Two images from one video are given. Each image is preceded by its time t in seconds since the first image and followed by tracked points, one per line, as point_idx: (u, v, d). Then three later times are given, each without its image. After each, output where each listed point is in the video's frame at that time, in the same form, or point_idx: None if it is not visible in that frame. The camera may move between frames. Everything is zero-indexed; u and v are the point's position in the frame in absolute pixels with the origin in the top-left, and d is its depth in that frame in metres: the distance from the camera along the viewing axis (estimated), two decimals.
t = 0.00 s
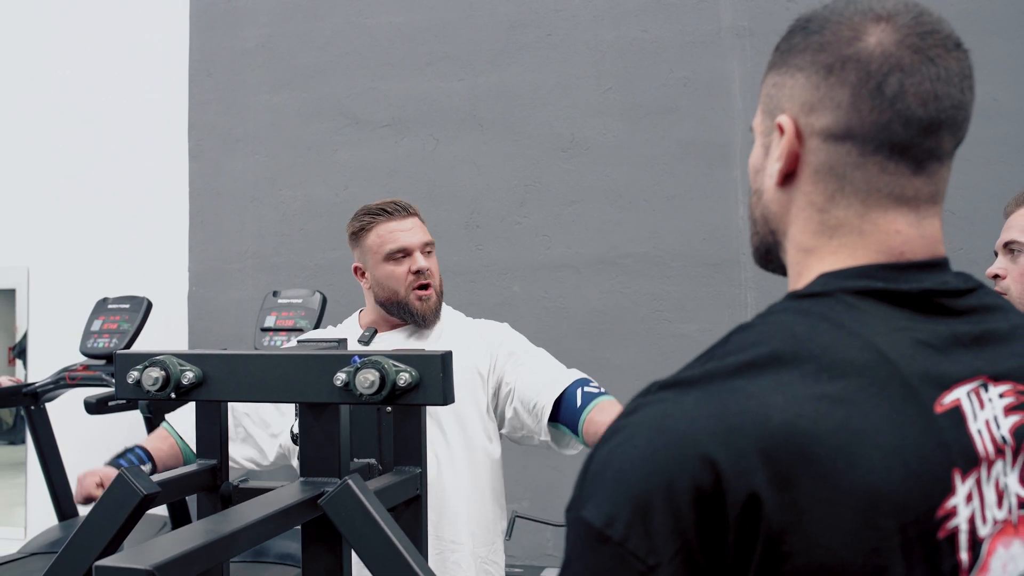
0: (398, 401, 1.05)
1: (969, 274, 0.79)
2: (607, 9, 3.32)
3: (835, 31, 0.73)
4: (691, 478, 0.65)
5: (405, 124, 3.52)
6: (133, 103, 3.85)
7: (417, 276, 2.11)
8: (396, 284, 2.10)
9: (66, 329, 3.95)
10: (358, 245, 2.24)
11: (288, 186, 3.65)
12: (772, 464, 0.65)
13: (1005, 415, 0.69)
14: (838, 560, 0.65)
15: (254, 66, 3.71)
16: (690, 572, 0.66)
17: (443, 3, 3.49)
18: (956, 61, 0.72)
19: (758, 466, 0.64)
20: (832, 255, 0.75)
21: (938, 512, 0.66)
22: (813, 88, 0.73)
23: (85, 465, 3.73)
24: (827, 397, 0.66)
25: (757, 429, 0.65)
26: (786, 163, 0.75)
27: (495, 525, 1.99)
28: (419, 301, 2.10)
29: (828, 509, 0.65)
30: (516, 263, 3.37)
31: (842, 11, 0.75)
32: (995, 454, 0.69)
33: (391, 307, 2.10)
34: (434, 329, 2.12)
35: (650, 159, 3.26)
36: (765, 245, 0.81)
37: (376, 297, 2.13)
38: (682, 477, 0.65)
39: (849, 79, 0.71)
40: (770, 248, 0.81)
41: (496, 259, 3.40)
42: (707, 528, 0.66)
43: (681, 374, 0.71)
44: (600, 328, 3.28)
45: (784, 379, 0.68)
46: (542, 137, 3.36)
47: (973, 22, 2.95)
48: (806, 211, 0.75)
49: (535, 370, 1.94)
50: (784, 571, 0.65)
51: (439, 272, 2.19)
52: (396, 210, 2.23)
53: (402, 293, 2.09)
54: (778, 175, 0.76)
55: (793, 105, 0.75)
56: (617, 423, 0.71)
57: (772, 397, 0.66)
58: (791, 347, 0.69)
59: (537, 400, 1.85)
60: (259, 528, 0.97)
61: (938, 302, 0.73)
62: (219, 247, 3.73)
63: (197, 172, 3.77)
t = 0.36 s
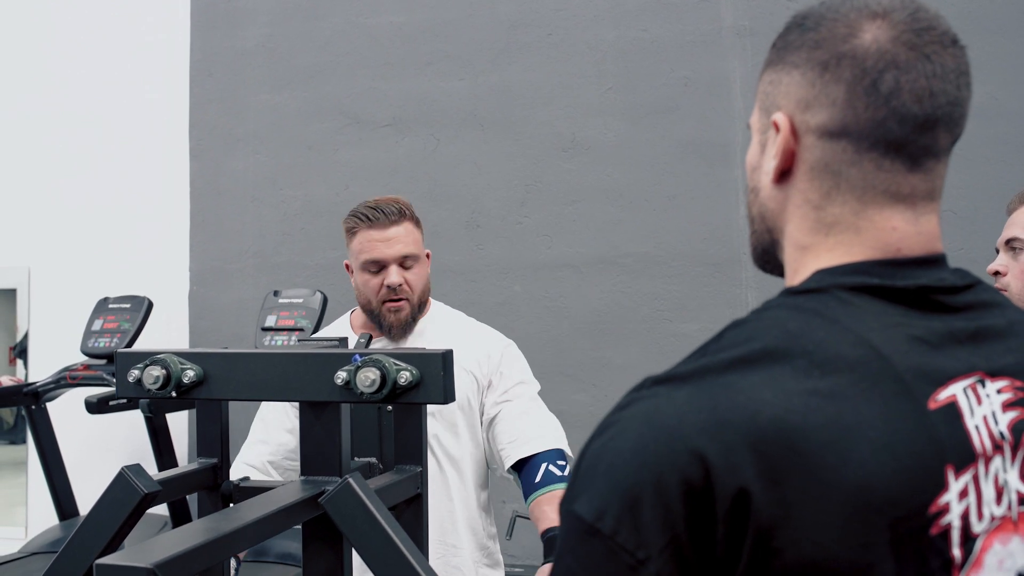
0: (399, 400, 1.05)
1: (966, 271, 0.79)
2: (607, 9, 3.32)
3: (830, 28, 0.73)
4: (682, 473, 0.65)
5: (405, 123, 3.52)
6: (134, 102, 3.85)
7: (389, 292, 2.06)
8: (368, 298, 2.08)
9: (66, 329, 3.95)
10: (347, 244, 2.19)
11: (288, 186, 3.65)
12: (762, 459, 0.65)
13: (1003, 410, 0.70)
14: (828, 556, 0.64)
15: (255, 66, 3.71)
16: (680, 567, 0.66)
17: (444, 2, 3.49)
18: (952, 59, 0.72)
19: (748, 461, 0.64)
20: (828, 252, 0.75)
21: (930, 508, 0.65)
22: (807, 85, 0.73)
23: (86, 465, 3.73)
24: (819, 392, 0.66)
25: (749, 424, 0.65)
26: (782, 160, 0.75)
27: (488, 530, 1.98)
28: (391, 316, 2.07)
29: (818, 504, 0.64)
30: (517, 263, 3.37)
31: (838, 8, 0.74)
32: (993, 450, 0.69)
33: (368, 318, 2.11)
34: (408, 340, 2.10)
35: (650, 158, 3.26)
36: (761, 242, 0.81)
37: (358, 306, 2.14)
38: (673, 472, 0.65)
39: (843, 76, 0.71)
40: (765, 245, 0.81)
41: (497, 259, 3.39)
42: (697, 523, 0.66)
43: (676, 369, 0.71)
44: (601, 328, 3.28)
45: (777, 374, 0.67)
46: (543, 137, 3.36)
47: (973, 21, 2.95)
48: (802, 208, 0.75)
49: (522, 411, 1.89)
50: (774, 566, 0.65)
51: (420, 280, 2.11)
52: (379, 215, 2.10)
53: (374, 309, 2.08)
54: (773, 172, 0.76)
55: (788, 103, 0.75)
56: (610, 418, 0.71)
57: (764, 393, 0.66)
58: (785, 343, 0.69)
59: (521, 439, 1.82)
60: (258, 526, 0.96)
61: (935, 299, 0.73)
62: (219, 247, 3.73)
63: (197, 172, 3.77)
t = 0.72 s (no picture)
0: (399, 400, 1.05)
1: (966, 268, 0.79)
2: (608, 9, 3.31)
3: (828, 30, 0.73)
4: (679, 467, 0.65)
5: (406, 123, 3.52)
6: (135, 103, 3.85)
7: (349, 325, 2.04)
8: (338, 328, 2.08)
9: (66, 329, 3.95)
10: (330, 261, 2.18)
11: (289, 186, 3.65)
12: (760, 453, 0.65)
13: (1003, 407, 0.70)
14: (825, 551, 0.65)
15: (255, 66, 3.71)
16: (676, 561, 0.67)
17: (444, 2, 3.49)
18: (950, 61, 0.72)
19: (747, 457, 0.65)
20: (825, 251, 0.75)
21: (929, 504, 0.66)
22: (804, 87, 0.73)
23: (87, 464, 3.74)
24: (818, 387, 0.67)
25: (747, 420, 0.65)
26: (777, 160, 0.75)
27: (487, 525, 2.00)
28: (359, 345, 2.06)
29: (816, 500, 0.65)
30: (518, 263, 3.37)
31: (836, 7, 0.74)
32: (992, 447, 0.69)
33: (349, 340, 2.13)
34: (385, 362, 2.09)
35: (650, 158, 3.26)
36: (755, 238, 0.81)
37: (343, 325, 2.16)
38: (670, 467, 0.65)
39: (841, 78, 0.71)
40: (759, 241, 0.81)
41: (497, 259, 3.39)
42: (694, 514, 0.66)
43: (673, 363, 0.71)
44: (601, 328, 3.28)
45: (776, 370, 0.68)
46: (543, 137, 3.36)
47: (974, 21, 2.95)
48: (798, 207, 0.75)
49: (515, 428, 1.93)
50: (772, 559, 0.65)
51: (380, 306, 2.03)
52: (331, 244, 2.03)
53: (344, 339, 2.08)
54: (769, 173, 0.76)
55: (784, 104, 0.75)
56: (608, 408, 0.71)
57: (762, 388, 0.66)
58: (783, 339, 0.69)
59: (517, 459, 1.89)
60: (259, 526, 0.97)
61: (935, 295, 0.73)
62: (219, 247, 3.73)
63: (197, 172, 3.77)
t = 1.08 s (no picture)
0: (396, 398, 1.05)
1: (959, 269, 0.79)
2: (607, 8, 3.31)
3: (815, 30, 0.73)
4: (680, 473, 0.65)
5: (406, 123, 3.52)
6: (134, 102, 3.85)
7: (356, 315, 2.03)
8: (339, 320, 2.07)
9: (66, 328, 3.95)
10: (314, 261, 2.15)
11: (289, 186, 3.65)
12: (763, 459, 0.65)
13: (997, 411, 0.70)
14: (828, 557, 0.65)
15: (255, 66, 3.71)
16: (678, 567, 0.66)
17: (445, 2, 3.49)
18: (938, 58, 0.72)
19: (749, 461, 0.64)
20: (819, 251, 0.75)
21: (929, 510, 0.66)
22: (793, 87, 0.73)
23: (87, 464, 3.74)
24: (820, 390, 0.67)
25: (748, 423, 0.65)
26: (767, 161, 0.75)
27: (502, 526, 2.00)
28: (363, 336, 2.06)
29: (819, 506, 0.65)
30: (518, 262, 3.37)
31: (823, 7, 0.74)
32: (986, 452, 0.69)
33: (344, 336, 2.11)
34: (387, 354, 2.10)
35: (650, 158, 3.26)
36: (745, 239, 0.81)
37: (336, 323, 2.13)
38: (671, 473, 0.65)
39: (830, 78, 0.71)
40: (750, 242, 0.81)
41: (497, 258, 3.39)
42: (696, 520, 0.66)
43: (672, 365, 0.70)
44: (602, 327, 3.28)
45: (776, 373, 0.67)
46: (543, 136, 3.36)
47: (973, 21, 2.95)
48: (789, 208, 0.75)
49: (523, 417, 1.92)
50: (776, 566, 0.65)
51: (387, 299, 2.05)
52: (337, 238, 2.04)
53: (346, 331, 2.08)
54: (759, 174, 0.76)
55: (773, 105, 0.75)
56: (605, 411, 0.71)
57: (763, 391, 0.66)
58: (782, 341, 0.69)
59: (525, 447, 1.86)
60: (256, 526, 0.96)
61: (930, 294, 0.74)
62: (219, 247, 3.73)
63: (197, 171, 3.77)
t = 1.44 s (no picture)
0: (396, 398, 1.05)
1: (946, 269, 0.78)
2: (607, 8, 3.31)
3: (813, 23, 0.73)
4: (660, 473, 0.64)
5: (406, 123, 3.52)
6: (135, 102, 3.85)
7: (356, 281, 2.04)
8: (334, 290, 2.04)
9: (66, 329, 3.95)
10: (302, 250, 2.20)
11: (289, 185, 3.65)
12: (743, 462, 0.64)
13: (975, 417, 0.71)
14: (806, 561, 0.64)
15: (255, 66, 3.71)
16: (652, 569, 0.65)
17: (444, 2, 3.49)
18: (935, 62, 0.72)
19: (728, 463, 0.64)
20: (802, 248, 0.75)
21: (907, 516, 0.66)
22: (786, 81, 0.73)
23: (88, 464, 3.74)
24: (801, 393, 0.66)
25: (729, 424, 0.64)
26: (755, 153, 0.75)
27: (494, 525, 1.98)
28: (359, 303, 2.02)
29: (799, 511, 0.64)
30: (518, 262, 3.37)
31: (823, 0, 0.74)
32: (966, 458, 0.70)
33: (331, 313, 2.03)
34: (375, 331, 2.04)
35: (649, 158, 3.26)
36: (731, 231, 0.81)
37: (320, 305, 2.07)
38: (650, 472, 0.64)
39: (823, 75, 0.71)
40: (735, 235, 0.81)
41: (498, 258, 3.39)
42: (673, 522, 0.65)
43: (653, 362, 0.69)
44: (602, 327, 3.27)
45: (758, 373, 0.66)
46: (543, 136, 3.36)
47: (973, 21, 2.95)
48: (776, 203, 0.75)
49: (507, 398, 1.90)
50: (750, 570, 0.65)
51: (384, 275, 2.12)
52: (342, 215, 2.16)
53: (340, 300, 2.03)
54: (747, 165, 0.76)
55: (765, 97, 0.75)
56: (582, 409, 0.69)
57: (746, 392, 0.65)
58: (765, 340, 0.68)
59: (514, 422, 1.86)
60: (253, 528, 0.96)
61: (917, 294, 0.73)
62: (219, 247, 3.73)
63: (197, 171, 3.78)
